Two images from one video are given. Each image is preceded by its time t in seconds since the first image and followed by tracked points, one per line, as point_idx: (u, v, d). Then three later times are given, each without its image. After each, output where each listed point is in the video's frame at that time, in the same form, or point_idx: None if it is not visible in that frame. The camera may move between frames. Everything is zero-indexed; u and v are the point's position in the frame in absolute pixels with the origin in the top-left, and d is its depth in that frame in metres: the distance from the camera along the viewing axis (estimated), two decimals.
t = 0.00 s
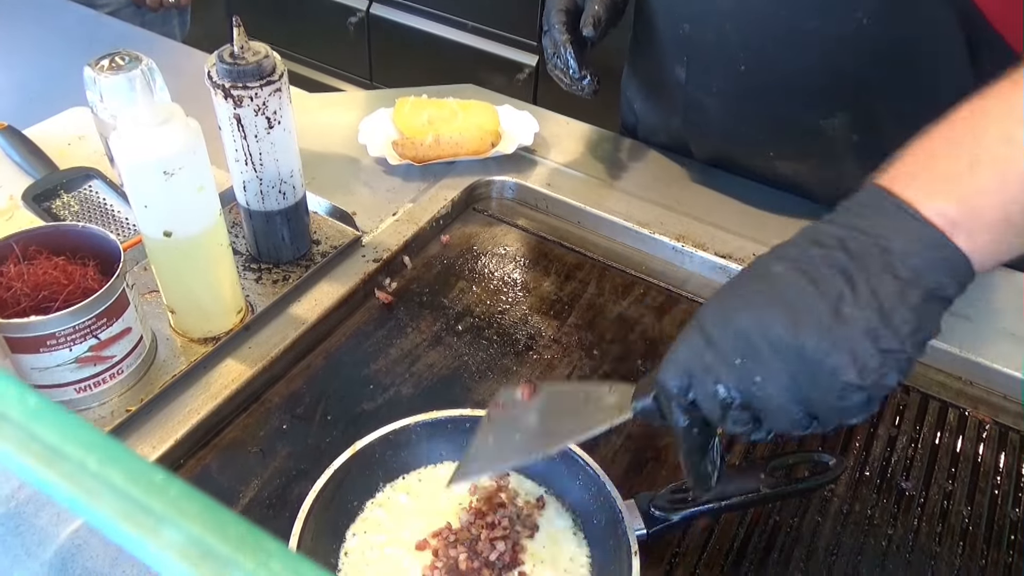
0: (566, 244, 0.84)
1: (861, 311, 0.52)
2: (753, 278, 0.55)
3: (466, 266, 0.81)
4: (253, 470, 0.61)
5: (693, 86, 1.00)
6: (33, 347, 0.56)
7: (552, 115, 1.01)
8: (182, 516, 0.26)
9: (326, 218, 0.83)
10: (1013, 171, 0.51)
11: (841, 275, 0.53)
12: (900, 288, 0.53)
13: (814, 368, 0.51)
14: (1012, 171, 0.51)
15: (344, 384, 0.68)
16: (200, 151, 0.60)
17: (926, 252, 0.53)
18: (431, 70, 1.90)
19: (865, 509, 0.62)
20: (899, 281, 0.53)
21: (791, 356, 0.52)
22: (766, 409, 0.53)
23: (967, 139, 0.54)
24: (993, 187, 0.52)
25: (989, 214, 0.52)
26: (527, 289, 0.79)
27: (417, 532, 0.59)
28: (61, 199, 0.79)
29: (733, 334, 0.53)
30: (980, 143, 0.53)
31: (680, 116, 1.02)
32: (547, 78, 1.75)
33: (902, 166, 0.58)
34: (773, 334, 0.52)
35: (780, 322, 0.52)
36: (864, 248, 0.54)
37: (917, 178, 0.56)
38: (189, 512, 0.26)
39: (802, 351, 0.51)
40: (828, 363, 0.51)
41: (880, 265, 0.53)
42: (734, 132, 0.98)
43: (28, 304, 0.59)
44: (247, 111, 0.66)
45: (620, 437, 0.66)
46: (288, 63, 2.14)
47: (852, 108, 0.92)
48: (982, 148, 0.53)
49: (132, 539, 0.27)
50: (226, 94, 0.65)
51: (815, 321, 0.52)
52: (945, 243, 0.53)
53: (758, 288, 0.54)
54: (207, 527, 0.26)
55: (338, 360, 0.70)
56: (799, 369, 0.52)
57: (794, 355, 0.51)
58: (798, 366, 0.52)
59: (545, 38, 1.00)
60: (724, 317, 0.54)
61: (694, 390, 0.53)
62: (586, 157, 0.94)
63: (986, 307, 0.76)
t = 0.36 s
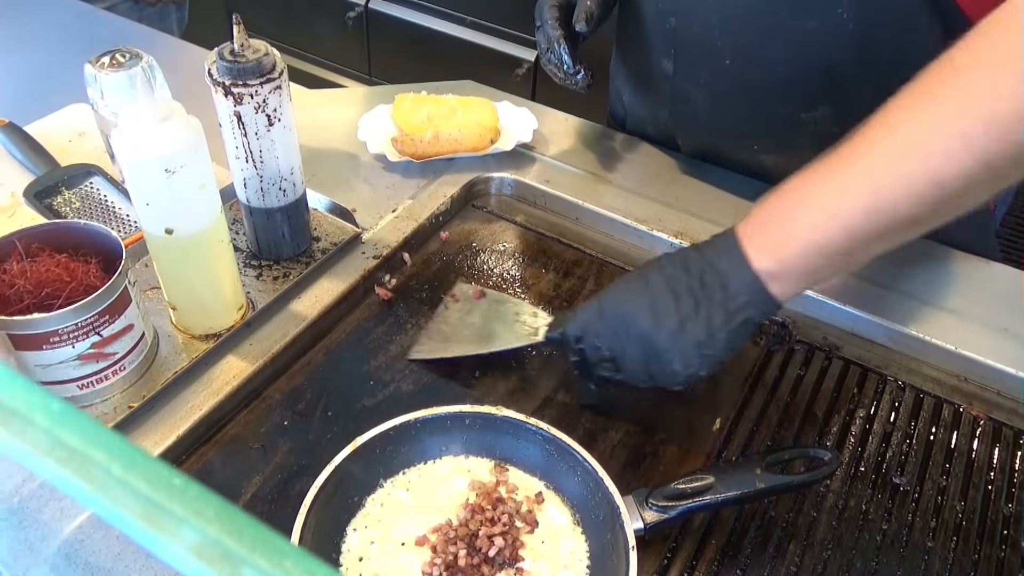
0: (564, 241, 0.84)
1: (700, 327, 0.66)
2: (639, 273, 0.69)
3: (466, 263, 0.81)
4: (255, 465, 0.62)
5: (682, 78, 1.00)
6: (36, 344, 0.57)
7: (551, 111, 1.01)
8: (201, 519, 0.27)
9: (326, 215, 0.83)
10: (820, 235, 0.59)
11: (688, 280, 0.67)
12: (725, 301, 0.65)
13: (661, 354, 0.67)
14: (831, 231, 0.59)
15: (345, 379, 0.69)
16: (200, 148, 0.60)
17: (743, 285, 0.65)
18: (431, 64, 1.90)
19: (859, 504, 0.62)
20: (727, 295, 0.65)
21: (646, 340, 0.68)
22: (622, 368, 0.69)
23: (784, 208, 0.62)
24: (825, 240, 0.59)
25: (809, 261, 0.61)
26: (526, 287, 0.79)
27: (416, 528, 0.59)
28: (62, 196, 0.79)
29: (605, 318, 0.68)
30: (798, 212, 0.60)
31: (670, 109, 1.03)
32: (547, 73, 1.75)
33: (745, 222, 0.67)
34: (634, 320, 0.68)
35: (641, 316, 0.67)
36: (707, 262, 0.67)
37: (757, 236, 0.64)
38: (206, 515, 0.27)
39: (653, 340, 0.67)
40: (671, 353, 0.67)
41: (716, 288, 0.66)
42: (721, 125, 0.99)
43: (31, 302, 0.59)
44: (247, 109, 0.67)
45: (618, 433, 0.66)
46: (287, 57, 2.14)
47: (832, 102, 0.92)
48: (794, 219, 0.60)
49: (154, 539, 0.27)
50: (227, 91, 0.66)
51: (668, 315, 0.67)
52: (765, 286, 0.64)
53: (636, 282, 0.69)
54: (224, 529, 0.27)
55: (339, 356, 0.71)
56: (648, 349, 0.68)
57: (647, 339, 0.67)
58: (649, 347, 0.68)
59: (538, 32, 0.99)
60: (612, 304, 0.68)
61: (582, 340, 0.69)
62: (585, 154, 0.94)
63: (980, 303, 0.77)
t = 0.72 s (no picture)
0: (554, 221, 0.83)
1: (594, 303, 0.72)
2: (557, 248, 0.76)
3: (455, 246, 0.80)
4: (245, 459, 0.62)
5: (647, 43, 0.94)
6: (16, 346, 0.56)
7: (538, 84, 0.99)
8: None
9: (310, 198, 0.82)
10: (716, 224, 0.65)
11: (593, 259, 0.74)
12: (624, 285, 0.72)
13: (557, 323, 0.72)
14: (727, 219, 0.64)
15: (333, 369, 0.68)
16: (176, 142, 0.59)
17: (645, 274, 0.71)
18: (417, 32, 1.86)
19: (852, 486, 0.62)
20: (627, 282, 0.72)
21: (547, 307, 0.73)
22: (529, 332, 0.72)
23: (686, 196, 0.69)
24: (715, 229, 0.65)
25: (708, 248, 0.67)
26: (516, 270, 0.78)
27: (409, 520, 0.59)
28: (39, 185, 0.77)
29: (514, 281, 0.73)
30: (693, 200, 0.68)
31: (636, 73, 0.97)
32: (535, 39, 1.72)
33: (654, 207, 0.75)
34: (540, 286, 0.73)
35: (546, 284, 0.73)
36: (615, 245, 0.74)
37: (660, 221, 0.72)
38: None
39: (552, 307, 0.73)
40: (566, 324, 0.71)
41: (617, 271, 0.72)
42: (685, 90, 0.93)
43: (8, 303, 0.58)
44: (224, 97, 0.65)
45: (609, 418, 0.66)
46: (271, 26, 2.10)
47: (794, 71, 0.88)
48: (692, 207, 0.67)
49: None
50: (202, 79, 0.64)
51: (571, 290, 0.73)
52: (661, 272, 0.71)
53: (546, 255, 0.75)
54: None
55: (327, 345, 0.70)
56: (549, 317, 0.72)
57: (546, 307, 0.73)
58: (549, 316, 0.73)
59: None
60: (522, 267, 0.74)
61: (492, 296, 0.73)
62: (573, 129, 0.92)
63: (973, 276, 0.76)
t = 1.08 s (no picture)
0: (545, 144, 0.80)
1: (652, 227, 0.69)
2: (610, 166, 0.72)
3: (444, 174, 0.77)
4: (235, 398, 0.61)
5: None
6: None
7: None
8: None
9: (292, 127, 0.78)
10: (778, 140, 0.61)
11: (651, 180, 0.70)
12: (680, 209, 0.69)
13: (610, 246, 0.69)
14: (790, 135, 0.60)
15: (321, 306, 0.67)
16: (139, 72, 0.55)
17: (701, 198, 0.68)
18: None
19: (849, 410, 0.62)
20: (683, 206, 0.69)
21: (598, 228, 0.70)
22: (573, 248, 0.71)
23: (740, 113, 0.64)
24: (777, 146, 0.61)
25: (770, 166, 0.63)
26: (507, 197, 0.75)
27: (402, 457, 0.58)
28: (7, 119, 0.74)
29: (564, 201, 0.70)
30: (749, 115, 0.63)
31: None
32: None
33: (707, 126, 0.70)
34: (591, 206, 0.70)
35: (599, 206, 0.70)
36: (673, 165, 0.70)
37: (714, 141, 0.68)
38: None
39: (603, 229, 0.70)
40: (619, 247, 0.69)
41: (675, 193, 0.69)
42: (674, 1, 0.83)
43: None
44: (190, 22, 0.61)
45: (604, 348, 0.65)
46: None
47: None
48: (749, 123, 0.63)
49: None
50: (166, 3, 0.60)
51: (624, 213, 0.70)
52: (720, 195, 0.67)
53: (599, 173, 0.71)
54: None
55: (314, 280, 0.68)
56: (599, 238, 0.70)
57: (597, 229, 0.70)
58: (600, 238, 0.70)
59: None
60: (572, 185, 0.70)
61: (540, 213, 0.70)
62: (564, 46, 0.88)
63: (978, 191, 0.74)
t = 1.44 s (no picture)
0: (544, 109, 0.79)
1: (632, 149, 0.69)
2: (593, 94, 0.72)
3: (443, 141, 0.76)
4: (237, 369, 0.61)
5: None
6: None
7: None
8: None
9: (287, 94, 0.78)
10: (752, 66, 0.62)
11: (629, 104, 0.70)
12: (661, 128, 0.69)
13: (596, 171, 0.70)
14: (764, 60, 0.61)
15: (321, 276, 0.66)
16: (132, 39, 0.55)
17: (679, 118, 0.68)
18: None
19: (852, 375, 0.61)
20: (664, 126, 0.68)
21: (583, 155, 0.70)
22: (565, 180, 0.71)
23: (722, 37, 0.65)
24: (749, 72, 0.62)
25: (742, 90, 0.63)
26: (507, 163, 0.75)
27: (405, 426, 0.58)
28: None
29: (551, 132, 0.70)
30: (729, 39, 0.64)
31: None
32: None
33: (688, 50, 0.71)
34: (575, 134, 0.70)
35: (582, 132, 0.70)
36: (650, 89, 0.70)
37: (692, 66, 0.68)
38: None
39: (587, 155, 0.70)
40: (604, 172, 0.69)
41: (653, 114, 0.69)
42: None
43: None
44: None
45: (606, 315, 0.65)
46: None
47: None
48: (727, 47, 0.64)
49: None
50: None
51: (608, 137, 0.70)
52: (697, 114, 0.67)
53: (582, 102, 0.72)
54: None
55: (313, 250, 0.68)
56: (584, 164, 0.70)
57: (582, 155, 0.70)
58: (586, 164, 0.70)
59: None
60: (556, 117, 0.71)
61: (529, 149, 0.71)
62: (563, 7, 0.86)
63: (983, 153, 0.73)
